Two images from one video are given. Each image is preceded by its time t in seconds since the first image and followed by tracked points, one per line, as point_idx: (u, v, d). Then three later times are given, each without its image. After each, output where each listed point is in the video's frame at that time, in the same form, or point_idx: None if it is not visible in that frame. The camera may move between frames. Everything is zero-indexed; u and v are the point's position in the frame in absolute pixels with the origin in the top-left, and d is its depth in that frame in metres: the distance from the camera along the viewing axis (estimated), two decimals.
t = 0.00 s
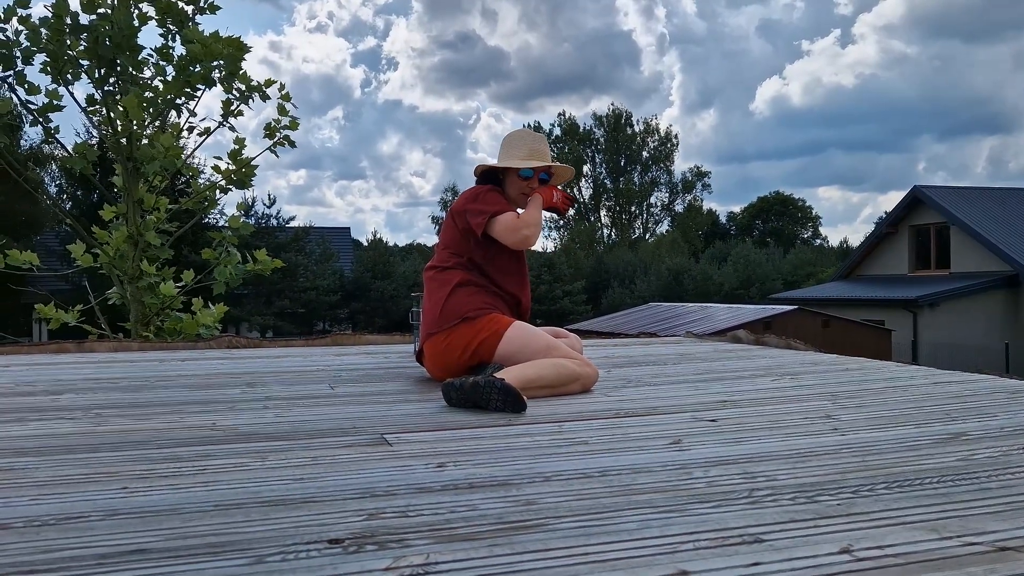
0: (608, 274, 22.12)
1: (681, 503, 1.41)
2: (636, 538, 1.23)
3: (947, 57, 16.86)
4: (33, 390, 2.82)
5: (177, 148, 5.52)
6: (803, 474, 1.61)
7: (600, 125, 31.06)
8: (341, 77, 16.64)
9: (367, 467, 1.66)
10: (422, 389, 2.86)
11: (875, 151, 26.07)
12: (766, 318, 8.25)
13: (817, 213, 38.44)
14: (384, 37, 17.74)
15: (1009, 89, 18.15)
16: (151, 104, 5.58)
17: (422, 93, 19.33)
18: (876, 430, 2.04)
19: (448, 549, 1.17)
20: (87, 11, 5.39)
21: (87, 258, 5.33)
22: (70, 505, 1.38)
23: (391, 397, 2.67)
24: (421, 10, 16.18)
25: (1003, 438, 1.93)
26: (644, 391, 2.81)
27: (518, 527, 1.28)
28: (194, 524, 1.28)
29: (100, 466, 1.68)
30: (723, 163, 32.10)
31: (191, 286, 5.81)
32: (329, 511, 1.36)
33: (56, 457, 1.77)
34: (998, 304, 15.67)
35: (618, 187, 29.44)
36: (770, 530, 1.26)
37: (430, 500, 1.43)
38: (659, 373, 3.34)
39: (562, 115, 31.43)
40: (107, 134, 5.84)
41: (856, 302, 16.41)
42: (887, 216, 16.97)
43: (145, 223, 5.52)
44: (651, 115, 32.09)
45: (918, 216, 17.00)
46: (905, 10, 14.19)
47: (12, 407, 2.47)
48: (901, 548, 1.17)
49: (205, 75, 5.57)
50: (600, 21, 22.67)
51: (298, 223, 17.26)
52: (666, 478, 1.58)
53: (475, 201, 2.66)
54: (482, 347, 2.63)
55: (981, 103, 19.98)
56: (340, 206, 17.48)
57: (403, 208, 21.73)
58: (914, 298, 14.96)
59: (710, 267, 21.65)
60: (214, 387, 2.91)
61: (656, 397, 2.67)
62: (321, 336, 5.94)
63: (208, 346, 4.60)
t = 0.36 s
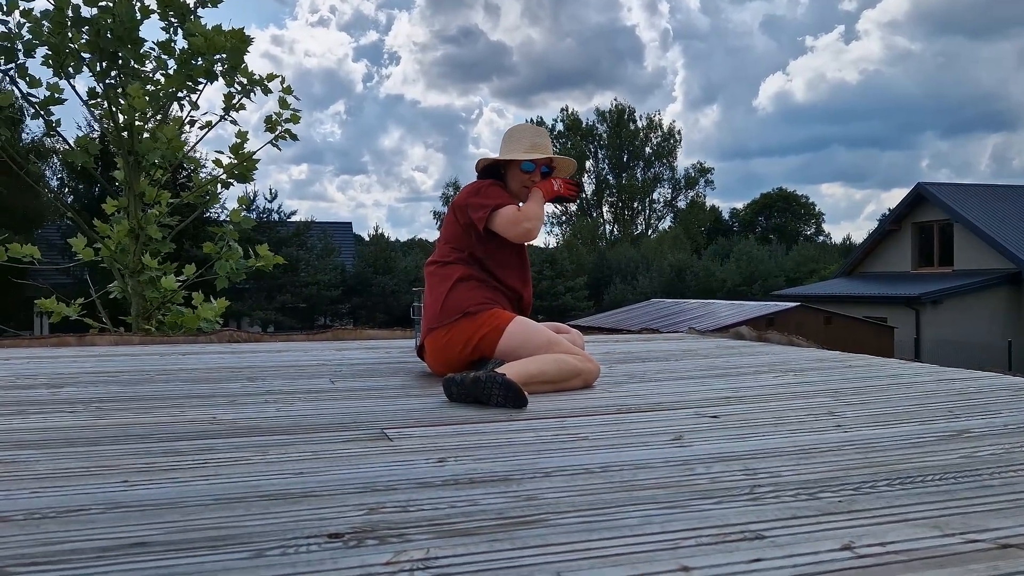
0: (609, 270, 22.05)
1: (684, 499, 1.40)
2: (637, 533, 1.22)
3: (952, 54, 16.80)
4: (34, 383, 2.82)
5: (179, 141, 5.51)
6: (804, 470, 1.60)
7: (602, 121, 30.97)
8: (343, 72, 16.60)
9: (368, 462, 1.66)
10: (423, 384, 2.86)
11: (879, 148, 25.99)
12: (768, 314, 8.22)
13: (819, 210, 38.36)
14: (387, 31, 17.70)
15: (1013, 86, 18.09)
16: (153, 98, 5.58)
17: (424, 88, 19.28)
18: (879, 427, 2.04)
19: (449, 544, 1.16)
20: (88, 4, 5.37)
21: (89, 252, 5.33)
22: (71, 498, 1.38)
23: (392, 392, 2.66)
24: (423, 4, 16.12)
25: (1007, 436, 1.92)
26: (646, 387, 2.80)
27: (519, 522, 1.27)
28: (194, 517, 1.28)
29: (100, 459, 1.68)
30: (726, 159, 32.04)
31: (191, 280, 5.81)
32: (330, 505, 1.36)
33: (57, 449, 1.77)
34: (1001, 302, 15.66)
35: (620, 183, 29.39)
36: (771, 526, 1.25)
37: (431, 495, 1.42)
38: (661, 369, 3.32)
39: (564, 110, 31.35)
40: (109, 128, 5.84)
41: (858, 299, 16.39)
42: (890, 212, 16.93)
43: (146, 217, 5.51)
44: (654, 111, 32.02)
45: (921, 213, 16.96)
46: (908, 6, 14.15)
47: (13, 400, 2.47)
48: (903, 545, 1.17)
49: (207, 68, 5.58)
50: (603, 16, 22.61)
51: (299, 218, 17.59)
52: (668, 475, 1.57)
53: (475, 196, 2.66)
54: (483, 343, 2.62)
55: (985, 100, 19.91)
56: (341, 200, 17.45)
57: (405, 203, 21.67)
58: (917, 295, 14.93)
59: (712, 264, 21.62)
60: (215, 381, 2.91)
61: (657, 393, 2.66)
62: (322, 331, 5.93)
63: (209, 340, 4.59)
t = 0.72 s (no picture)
0: (609, 268, 21.95)
1: (683, 497, 1.40)
2: (636, 532, 1.22)
3: (952, 52, 16.78)
4: (33, 380, 2.82)
5: (178, 136, 5.50)
6: (802, 468, 1.60)
7: (603, 118, 30.95)
8: (343, 69, 16.61)
9: (366, 459, 1.66)
10: (422, 381, 2.85)
11: (880, 146, 25.96)
12: (767, 312, 8.24)
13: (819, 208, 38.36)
14: (387, 28, 17.69)
15: (1014, 84, 18.08)
16: (152, 93, 5.57)
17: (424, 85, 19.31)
18: (878, 425, 2.04)
19: (447, 542, 1.16)
20: None
21: (88, 248, 5.33)
22: (69, 495, 1.38)
23: (391, 389, 2.66)
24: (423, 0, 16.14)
25: (1005, 434, 1.92)
26: (646, 385, 2.80)
27: (517, 520, 1.27)
28: (194, 514, 1.28)
29: (98, 455, 1.68)
30: (726, 157, 32.02)
31: (191, 277, 5.82)
32: (329, 502, 1.36)
33: (55, 447, 1.77)
34: (1000, 300, 15.66)
35: (621, 180, 29.40)
36: (769, 525, 1.25)
37: (430, 492, 1.42)
38: (658, 367, 3.32)
39: (564, 108, 31.33)
40: (108, 124, 5.84)
41: (858, 298, 16.39)
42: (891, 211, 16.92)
43: (146, 214, 5.51)
44: (654, 108, 32.01)
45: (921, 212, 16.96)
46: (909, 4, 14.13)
47: (12, 396, 2.47)
48: (900, 544, 1.17)
49: (207, 64, 5.59)
50: (603, 13, 22.57)
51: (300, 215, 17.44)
52: (665, 472, 1.57)
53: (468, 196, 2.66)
54: (485, 340, 2.62)
55: (986, 98, 19.90)
56: (341, 197, 17.47)
57: (405, 200, 21.68)
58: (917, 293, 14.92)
59: (712, 262, 21.62)
60: (215, 378, 2.91)
61: (656, 391, 2.66)
62: (322, 327, 5.93)
63: (208, 337, 4.60)
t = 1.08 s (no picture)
0: (608, 265, 21.92)
1: (684, 494, 1.40)
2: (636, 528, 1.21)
3: (952, 50, 16.77)
4: (31, 376, 2.81)
5: (176, 132, 5.49)
6: (802, 466, 1.59)
7: (603, 115, 30.90)
8: (342, 65, 16.57)
9: (365, 456, 1.65)
10: (420, 378, 2.85)
11: (879, 144, 25.94)
12: (767, 310, 8.22)
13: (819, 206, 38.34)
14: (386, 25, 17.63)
15: (1013, 82, 18.07)
16: (150, 89, 5.56)
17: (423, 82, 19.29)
18: (879, 423, 2.03)
19: (446, 538, 1.16)
20: None
21: (87, 245, 5.32)
22: (66, 491, 1.37)
23: (390, 386, 2.66)
24: None
25: (1006, 432, 1.91)
26: (645, 383, 2.79)
27: (516, 517, 1.26)
28: (191, 511, 1.28)
29: (96, 451, 1.67)
30: (726, 156, 31.98)
31: (190, 273, 5.81)
32: (328, 499, 1.35)
33: (54, 443, 1.76)
34: (1000, 299, 15.66)
35: (620, 178, 29.37)
36: (770, 522, 1.25)
37: (427, 490, 1.42)
38: (659, 364, 3.32)
39: (564, 105, 31.28)
40: (107, 120, 5.82)
41: (857, 296, 16.39)
42: (890, 209, 16.91)
43: (144, 210, 5.51)
44: (654, 105, 31.96)
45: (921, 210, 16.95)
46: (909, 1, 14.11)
47: (10, 392, 2.46)
48: (901, 541, 1.16)
49: (205, 60, 5.58)
50: (603, 10, 22.53)
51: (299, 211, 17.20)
52: (666, 470, 1.57)
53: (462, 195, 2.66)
54: (484, 336, 2.61)
55: (986, 96, 19.88)
56: (340, 194, 17.43)
57: (404, 198, 21.66)
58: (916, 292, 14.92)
59: (712, 260, 21.61)
60: (214, 375, 2.91)
61: (656, 388, 2.65)
62: (321, 324, 5.90)
63: (207, 334, 4.59)
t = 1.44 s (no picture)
0: (605, 264, 21.94)
1: (681, 493, 1.40)
2: (634, 527, 1.21)
3: (949, 51, 16.79)
4: (26, 374, 2.80)
5: (172, 130, 5.47)
6: (800, 465, 1.59)
7: (599, 115, 30.91)
8: (338, 64, 16.53)
9: (363, 455, 1.65)
10: (417, 376, 2.84)
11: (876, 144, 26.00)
12: (763, 310, 8.23)
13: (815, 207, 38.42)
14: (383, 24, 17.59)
15: (1009, 83, 18.11)
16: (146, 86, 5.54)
17: (419, 80, 19.28)
18: (875, 423, 2.03)
19: (444, 537, 1.15)
20: None
21: (82, 242, 5.30)
22: (62, 489, 1.37)
23: (387, 384, 2.65)
24: None
25: (1002, 432, 1.92)
26: (642, 382, 2.79)
27: (514, 515, 1.26)
28: (188, 509, 1.27)
29: (91, 449, 1.67)
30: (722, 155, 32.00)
31: (186, 270, 5.80)
32: (326, 497, 1.35)
33: (50, 440, 1.75)
34: (995, 299, 15.71)
35: (617, 177, 29.38)
36: (767, 521, 1.24)
37: (424, 488, 1.41)
38: (656, 363, 3.32)
39: (561, 104, 31.27)
40: (102, 117, 5.80)
41: (853, 296, 16.42)
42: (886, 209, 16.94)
43: (140, 208, 5.49)
44: (650, 105, 31.97)
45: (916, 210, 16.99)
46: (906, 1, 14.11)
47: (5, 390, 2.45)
48: (899, 541, 1.16)
49: (202, 57, 5.56)
50: (601, 9, 22.52)
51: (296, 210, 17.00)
52: (663, 468, 1.57)
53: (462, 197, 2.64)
54: (480, 337, 2.61)
55: (982, 97, 19.92)
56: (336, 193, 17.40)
57: (400, 196, 21.62)
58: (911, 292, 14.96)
59: (708, 259, 21.64)
60: (210, 373, 2.90)
61: (654, 387, 2.66)
62: (317, 323, 5.88)
63: (203, 332, 4.58)
